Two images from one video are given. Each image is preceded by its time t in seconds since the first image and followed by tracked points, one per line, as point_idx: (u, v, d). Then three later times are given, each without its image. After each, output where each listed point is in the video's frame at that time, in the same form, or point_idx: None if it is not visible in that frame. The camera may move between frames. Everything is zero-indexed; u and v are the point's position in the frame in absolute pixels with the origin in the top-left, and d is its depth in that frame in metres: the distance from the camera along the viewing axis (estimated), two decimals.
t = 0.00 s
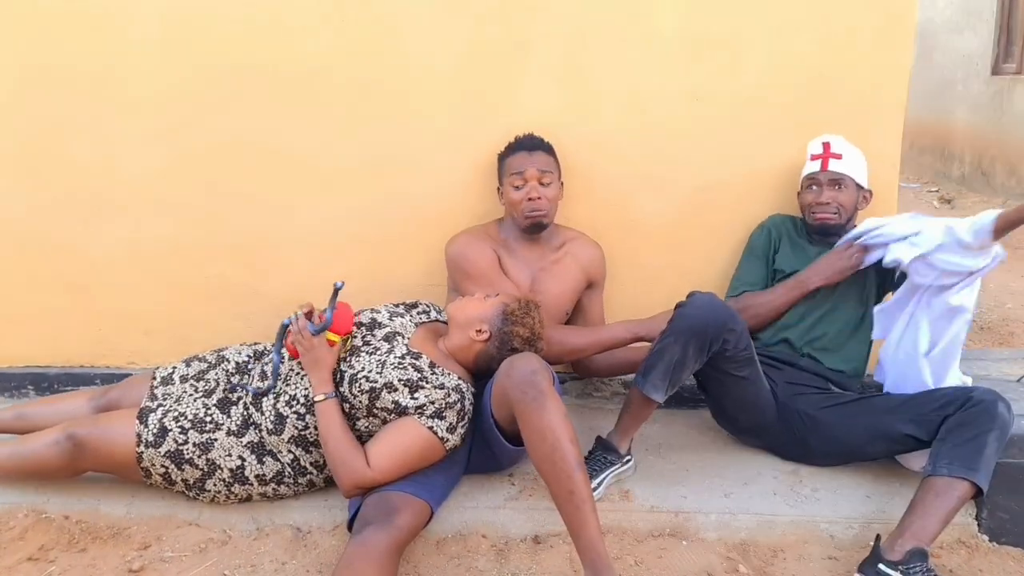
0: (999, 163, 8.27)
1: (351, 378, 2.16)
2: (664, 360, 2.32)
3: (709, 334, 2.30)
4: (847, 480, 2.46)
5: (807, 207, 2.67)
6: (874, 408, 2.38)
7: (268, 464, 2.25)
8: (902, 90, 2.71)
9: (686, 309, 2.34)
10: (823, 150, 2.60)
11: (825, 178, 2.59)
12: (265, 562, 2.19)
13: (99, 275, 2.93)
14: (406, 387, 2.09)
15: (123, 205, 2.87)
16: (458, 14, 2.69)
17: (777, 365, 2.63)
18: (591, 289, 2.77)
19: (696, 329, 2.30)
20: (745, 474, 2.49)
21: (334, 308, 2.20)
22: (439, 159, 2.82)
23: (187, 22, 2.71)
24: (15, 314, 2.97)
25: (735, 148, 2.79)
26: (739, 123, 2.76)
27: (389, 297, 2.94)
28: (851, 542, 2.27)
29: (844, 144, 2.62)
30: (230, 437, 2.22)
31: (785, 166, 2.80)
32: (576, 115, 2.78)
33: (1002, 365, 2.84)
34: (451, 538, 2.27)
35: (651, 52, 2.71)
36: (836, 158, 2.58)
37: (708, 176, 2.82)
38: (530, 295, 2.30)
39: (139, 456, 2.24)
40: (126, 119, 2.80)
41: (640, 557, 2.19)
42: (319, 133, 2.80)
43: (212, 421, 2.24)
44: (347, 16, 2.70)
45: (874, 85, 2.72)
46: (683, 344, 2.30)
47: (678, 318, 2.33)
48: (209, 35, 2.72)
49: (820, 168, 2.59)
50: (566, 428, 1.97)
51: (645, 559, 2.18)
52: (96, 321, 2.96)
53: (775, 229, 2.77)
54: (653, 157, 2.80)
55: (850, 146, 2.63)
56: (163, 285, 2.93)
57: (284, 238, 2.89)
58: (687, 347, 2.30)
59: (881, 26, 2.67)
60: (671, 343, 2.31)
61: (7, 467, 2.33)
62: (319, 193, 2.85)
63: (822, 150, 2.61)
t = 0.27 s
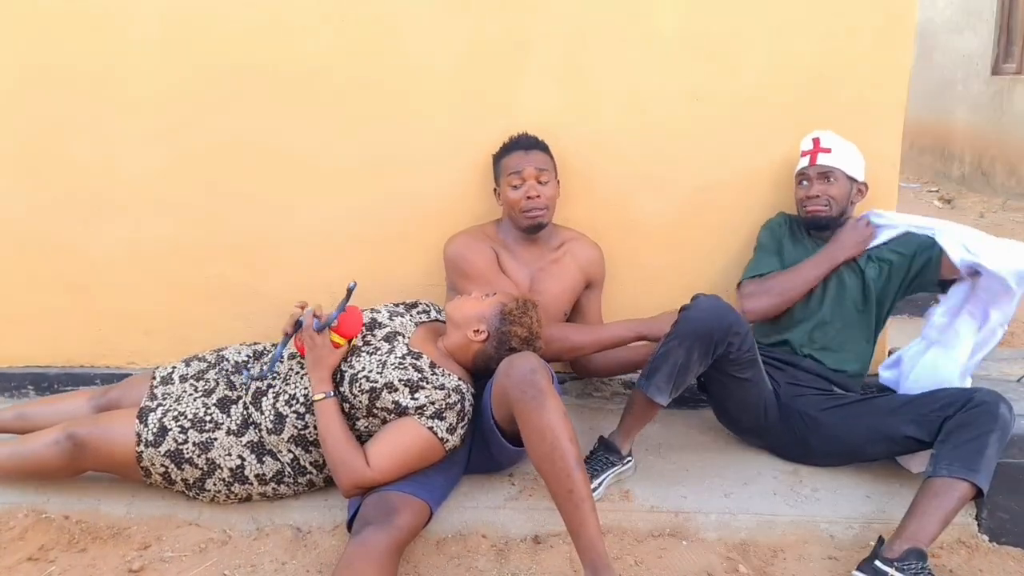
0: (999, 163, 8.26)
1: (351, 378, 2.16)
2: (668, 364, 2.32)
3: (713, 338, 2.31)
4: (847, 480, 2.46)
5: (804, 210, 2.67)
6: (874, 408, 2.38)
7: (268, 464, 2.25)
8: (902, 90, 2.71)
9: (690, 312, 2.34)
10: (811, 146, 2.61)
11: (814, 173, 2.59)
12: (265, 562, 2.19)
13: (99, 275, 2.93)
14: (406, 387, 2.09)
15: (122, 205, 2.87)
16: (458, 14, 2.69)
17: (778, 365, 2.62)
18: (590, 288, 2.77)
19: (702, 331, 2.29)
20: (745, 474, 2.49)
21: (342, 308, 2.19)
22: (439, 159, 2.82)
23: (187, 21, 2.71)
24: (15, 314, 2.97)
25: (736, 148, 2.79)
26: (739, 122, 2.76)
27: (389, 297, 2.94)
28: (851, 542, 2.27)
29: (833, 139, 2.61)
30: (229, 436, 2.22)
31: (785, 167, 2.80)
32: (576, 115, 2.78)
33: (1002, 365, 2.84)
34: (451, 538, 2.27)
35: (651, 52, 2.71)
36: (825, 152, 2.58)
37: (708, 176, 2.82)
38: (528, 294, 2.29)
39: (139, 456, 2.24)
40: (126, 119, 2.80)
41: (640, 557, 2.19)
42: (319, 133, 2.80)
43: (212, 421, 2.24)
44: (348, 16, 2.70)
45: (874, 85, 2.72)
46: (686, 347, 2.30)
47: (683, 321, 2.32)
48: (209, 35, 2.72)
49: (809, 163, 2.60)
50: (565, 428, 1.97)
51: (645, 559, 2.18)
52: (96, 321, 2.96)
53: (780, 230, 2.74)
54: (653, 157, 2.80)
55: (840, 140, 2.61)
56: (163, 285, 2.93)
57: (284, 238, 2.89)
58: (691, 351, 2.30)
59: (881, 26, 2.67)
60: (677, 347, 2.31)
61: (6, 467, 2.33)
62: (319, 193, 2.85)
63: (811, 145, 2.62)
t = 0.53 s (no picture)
0: (999, 163, 8.26)
1: (351, 380, 2.17)
2: (670, 364, 2.32)
3: (715, 338, 2.31)
4: (847, 480, 2.46)
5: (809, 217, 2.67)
6: (874, 408, 2.38)
7: (268, 464, 2.25)
8: (902, 90, 2.71)
9: (691, 313, 2.34)
10: (814, 147, 2.62)
11: (818, 175, 2.59)
12: (265, 562, 2.19)
13: (99, 275, 2.93)
14: (406, 389, 2.10)
15: (122, 205, 2.87)
16: (458, 14, 2.69)
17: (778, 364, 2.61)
18: (590, 289, 2.77)
19: (703, 331, 2.30)
20: (745, 475, 2.49)
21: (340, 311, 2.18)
22: (438, 159, 2.82)
23: (187, 22, 2.71)
24: (15, 314, 2.97)
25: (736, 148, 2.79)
26: (740, 122, 2.76)
27: (388, 297, 2.94)
28: (852, 542, 2.28)
29: (833, 139, 2.64)
30: (230, 437, 2.22)
31: (785, 167, 2.80)
32: (576, 115, 2.77)
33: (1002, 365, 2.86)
34: (451, 538, 2.27)
35: (651, 53, 2.71)
36: (828, 153, 2.59)
37: (708, 176, 2.82)
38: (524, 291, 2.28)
39: (139, 456, 2.24)
40: (127, 119, 2.80)
41: (640, 557, 2.19)
42: (319, 133, 2.80)
43: (212, 421, 2.24)
44: (348, 16, 2.70)
45: (874, 85, 2.72)
46: (688, 348, 2.30)
47: (684, 322, 2.33)
48: (209, 35, 2.72)
49: (813, 165, 2.60)
50: (565, 429, 1.97)
51: (645, 559, 2.19)
52: (96, 321, 2.96)
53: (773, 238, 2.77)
54: (653, 158, 2.80)
55: (839, 141, 2.65)
56: (163, 285, 2.93)
57: (284, 238, 2.89)
58: (693, 350, 2.31)
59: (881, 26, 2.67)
60: (679, 348, 2.31)
61: (6, 467, 2.33)
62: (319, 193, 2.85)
63: (813, 147, 2.63)
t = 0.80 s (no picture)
0: (999, 163, 8.26)
1: (349, 381, 2.17)
2: (670, 361, 2.32)
3: (715, 334, 2.31)
4: (847, 480, 2.46)
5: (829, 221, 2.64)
6: (875, 408, 2.38)
7: (268, 465, 2.25)
8: (902, 90, 2.71)
9: (689, 309, 2.34)
10: (852, 155, 2.56)
11: (859, 184, 2.55)
12: (265, 562, 2.19)
13: (99, 276, 2.93)
14: (404, 389, 2.10)
15: (122, 205, 2.87)
16: (458, 14, 2.69)
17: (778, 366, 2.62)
18: (590, 289, 2.77)
19: (702, 327, 2.29)
20: (745, 475, 2.49)
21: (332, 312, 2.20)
22: (439, 159, 2.82)
23: (187, 22, 2.71)
24: (15, 314, 2.97)
25: (736, 148, 2.79)
26: (740, 122, 2.76)
27: (389, 297, 2.94)
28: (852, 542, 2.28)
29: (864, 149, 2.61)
30: (230, 437, 2.22)
31: (785, 167, 2.80)
32: (575, 116, 2.78)
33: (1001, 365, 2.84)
34: (451, 538, 2.27)
35: (651, 53, 2.71)
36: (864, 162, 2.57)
37: (708, 176, 2.82)
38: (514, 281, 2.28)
39: (139, 456, 2.24)
40: (127, 120, 2.80)
41: (640, 557, 2.19)
42: (319, 134, 2.80)
43: (212, 422, 2.24)
44: (348, 17, 2.70)
45: (874, 86, 2.72)
46: (688, 345, 2.30)
47: (683, 319, 2.33)
48: (210, 35, 2.72)
49: (855, 173, 2.55)
50: (566, 430, 1.98)
51: (645, 559, 2.19)
52: (96, 321, 2.96)
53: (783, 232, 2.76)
54: (653, 158, 2.80)
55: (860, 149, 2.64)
56: (163, 285, 2.93)
57: (284, 238, 2.89)
58: (693, 347, 2.30)
59: (881, 26, 2.67)
60: (680, 344, 2.31)
61: (7, 467, 2.33)
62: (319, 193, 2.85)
63: (849, 154, 2.57)
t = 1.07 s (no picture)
0: (999, 163, 8.27)
1: (347, 381, 2.17)
2: (669, 359, 2.32)
3: (712, 333, 2.30)
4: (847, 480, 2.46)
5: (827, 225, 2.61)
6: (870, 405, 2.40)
7: (268, 465, 2.25)
8: (902, 90, 2.71)
9: (688, 307, 2.34)
10: (841, 156, 2.55)
11: (843, 185, 2.54)
12: (265, 562, 2.19)
13: (99, 276, 2.93)
14: (401, 387, 2.09)
15: (122, 205, 2.87)
16: (458, 14, 2.69)
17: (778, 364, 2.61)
18: (591, 288, 2.77)
19: (701, 326, 2.29)
20: (746, 475, 2.49)
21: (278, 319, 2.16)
22: (438, 159, 2.82)
23: (187, 22, 2.71)
24: (15, 315, 2.97)
25: (735, 148, 2.79)
26: (740, 122, 2.76)
27: (389, 296, 2.94)
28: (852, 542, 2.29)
29: (862, 148, 2.56)
30: (230, 437, 2.22)
31: (785, 167, 2.80)
32: (575, 116, 2.78)
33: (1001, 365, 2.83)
34: (451, 538, 2.28)
35: (651, 53, 2.71)
36: (856, 163, 2.53)
37: (708, 176, 2.82)
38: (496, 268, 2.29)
39: (139, 456, 2.24)
40: (127, 120, 2.80)
41: (640, 557, 2.20)
42: (319, 134, 2.80)
43: (212, 421, 2.24)
44: (348, 17, 2.70)
45: (874, 86, 2.72)
46: (688, 344, 2.30)
47: (682, 317, 2.32)
48: (210, 35, 2.72)
49: (839, 175, 2.54)
50: (568, 430, 1.98)
51: (645, 559, 2.19)
52: (96, 321, 2.96)
53: (811, 237, 2.62)
54: (654, 158, 2.80)
55: (866, 150, 2.57)
56: (163, 285, 2.93)
57: (284, 238, 2.89)
58: (691, 345, 2.30)
59: (881, 26, 2.67)
60: (680, 343, 2.31)
61: (6, 467, 2.33)
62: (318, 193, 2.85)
63: (840, 155, 2.57)
